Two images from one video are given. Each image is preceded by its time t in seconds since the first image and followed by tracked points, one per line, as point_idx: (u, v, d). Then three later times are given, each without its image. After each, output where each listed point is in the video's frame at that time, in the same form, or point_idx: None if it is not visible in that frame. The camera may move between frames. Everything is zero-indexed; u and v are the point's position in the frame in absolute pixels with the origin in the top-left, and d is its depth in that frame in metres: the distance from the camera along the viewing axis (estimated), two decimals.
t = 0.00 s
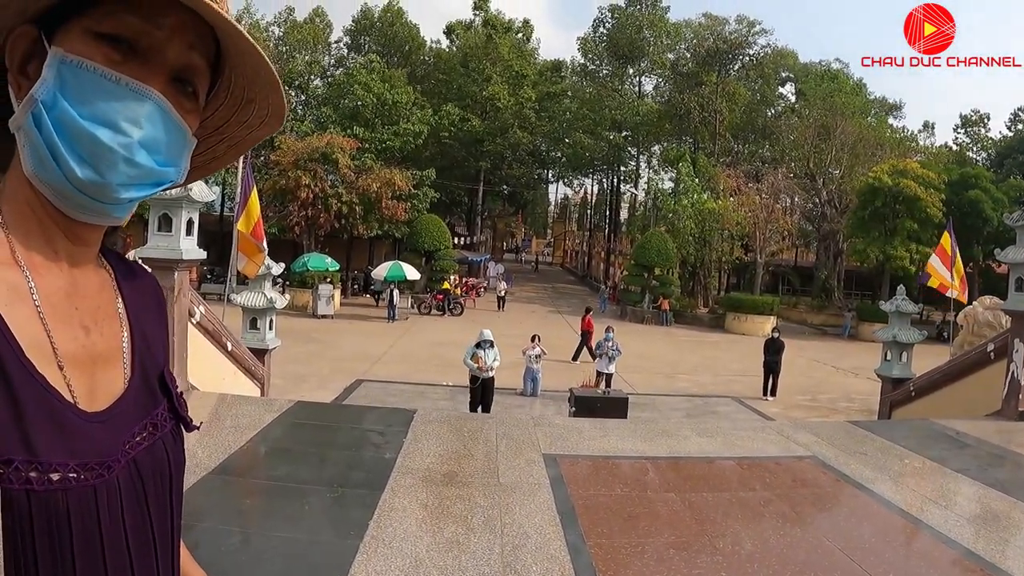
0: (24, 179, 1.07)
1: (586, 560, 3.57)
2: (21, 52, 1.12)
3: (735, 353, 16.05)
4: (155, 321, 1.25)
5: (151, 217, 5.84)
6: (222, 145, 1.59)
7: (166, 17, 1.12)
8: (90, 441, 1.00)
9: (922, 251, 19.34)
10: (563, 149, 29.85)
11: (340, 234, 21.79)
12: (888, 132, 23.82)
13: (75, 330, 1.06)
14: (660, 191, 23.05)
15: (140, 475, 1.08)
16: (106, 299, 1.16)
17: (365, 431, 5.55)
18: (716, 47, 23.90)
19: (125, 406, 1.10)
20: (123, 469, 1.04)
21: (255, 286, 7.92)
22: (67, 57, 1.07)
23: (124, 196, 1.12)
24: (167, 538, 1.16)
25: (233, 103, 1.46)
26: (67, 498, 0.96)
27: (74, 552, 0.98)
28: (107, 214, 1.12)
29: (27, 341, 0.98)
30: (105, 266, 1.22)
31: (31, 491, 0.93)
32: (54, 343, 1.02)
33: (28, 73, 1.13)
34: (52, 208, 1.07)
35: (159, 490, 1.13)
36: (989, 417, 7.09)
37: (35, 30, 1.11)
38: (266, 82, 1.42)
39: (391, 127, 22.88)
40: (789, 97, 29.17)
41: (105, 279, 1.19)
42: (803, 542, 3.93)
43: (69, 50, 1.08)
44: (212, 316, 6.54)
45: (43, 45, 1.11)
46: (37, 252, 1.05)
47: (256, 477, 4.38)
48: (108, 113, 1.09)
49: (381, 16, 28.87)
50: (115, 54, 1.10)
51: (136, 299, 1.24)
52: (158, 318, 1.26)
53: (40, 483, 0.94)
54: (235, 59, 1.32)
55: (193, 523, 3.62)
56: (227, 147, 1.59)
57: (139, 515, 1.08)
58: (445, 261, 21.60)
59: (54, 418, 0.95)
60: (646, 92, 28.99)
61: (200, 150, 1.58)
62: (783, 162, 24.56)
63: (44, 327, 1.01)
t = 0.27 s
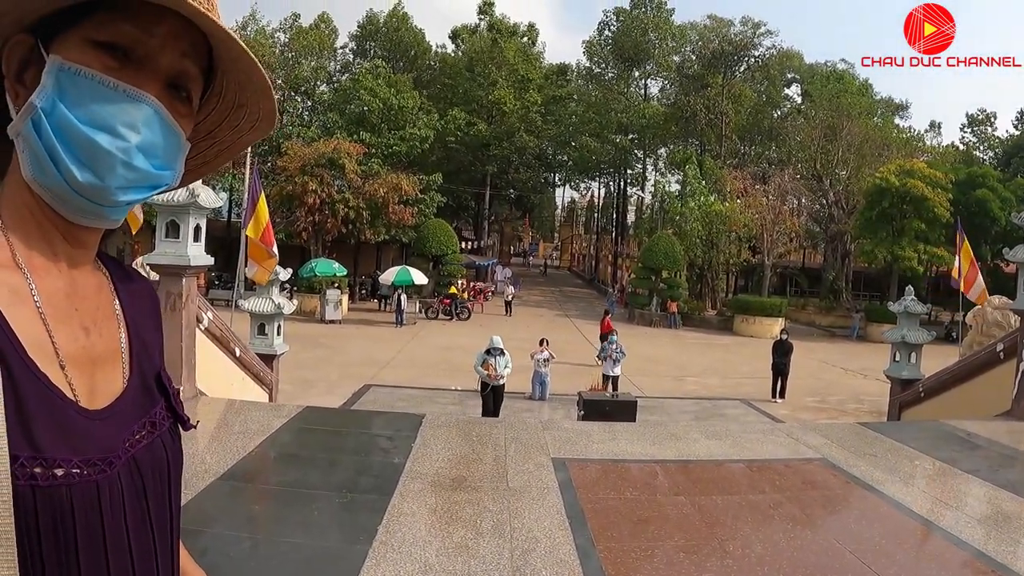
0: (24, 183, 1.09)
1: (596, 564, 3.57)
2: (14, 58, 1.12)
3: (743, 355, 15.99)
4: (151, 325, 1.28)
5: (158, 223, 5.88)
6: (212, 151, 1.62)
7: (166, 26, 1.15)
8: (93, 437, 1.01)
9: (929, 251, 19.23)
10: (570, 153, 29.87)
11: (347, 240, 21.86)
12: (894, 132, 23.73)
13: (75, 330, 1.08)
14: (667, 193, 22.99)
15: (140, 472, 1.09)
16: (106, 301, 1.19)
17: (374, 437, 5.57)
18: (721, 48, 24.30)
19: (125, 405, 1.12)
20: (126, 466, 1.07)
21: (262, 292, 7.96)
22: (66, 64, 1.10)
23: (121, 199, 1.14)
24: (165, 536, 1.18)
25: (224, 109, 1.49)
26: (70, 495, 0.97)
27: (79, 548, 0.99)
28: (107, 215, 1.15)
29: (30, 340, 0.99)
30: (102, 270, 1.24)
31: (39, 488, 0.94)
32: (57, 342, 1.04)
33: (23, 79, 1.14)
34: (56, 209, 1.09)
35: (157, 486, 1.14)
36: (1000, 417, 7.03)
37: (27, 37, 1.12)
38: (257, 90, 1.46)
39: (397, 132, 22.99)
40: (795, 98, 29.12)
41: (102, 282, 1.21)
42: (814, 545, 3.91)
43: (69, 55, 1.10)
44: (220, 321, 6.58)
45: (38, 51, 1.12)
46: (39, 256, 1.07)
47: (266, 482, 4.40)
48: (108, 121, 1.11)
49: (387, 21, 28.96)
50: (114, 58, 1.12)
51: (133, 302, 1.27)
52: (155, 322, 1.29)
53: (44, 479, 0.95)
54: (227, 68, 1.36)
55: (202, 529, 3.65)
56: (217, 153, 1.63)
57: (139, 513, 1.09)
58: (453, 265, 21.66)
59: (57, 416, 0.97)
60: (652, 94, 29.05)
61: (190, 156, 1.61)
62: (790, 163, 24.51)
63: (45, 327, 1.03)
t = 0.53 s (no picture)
0: (37, 194, 1.13)
1: (611, 569, 3.57)
2: (24, 75, 1.17)
3: (757, 359, 15.91)
4: (157, 329, 1.32)
5: (171, 233, 5.96)
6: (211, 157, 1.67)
7: (170, 38, 1.20)
8: (108, 436, 1.05)
9: (943, 251, 19.05)
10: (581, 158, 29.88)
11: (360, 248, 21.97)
12: (906, 132, 23.55)
13: (89, 335, 1.12)
14: (679, 197, 22.94)
15: (154, 471, 1.13)
16: (115, 306, 1.23)
17: (389, 444, 5.61)
18: (732, 48, 25.09)
19: (137, 407, 1.15)
20: (142, 465, 1.10)
21: (275, 301, 8.02)
22: (75, 80, 1.14)
23: (133, 204, 1.18)
24: (179, 534, 1.22)
25: (225, 116, 1.54)
26: (90, 493, 1.00)
27: (99, 545, 1.02)
28: (117, 223, 1.19)
29: (47, 343, 1.03)
30: (109, 277, 1.28)
31: (61, 488, 0.97)
32: (73, 346, 1.08)
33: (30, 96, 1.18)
34: (70, 218, 1.14)
35: (171, 484, 1.18)
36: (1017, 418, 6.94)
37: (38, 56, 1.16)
38: (257, 98, 1.51)
39: (408, 139, 23.14)
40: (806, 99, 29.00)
41: (111, 289, 1.25)
42: (830, 549, 3.89)
43: (77, 69, 1.14)
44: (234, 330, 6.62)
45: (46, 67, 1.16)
46: (52, 265, 1.11)
47: (282, 490, 4.45)
48: (118, 132, 1.15)
49: (396, 29, 29.12)
50: (123, 70, 1.17)
51: (140, 308, 1.31)
52: (161, 327, 1.33)
53: (65, 477, 0.98)
54: (229, 76, 1.41)
55: (219, 536, 3.69)
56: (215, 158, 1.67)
57: (155, 510, 1.13)
58: (465, 272, 21.74)
59: (76, 418, 1.00)
60: (662, 98, 29.08)
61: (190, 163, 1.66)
62: (801, 165, 24.38)
63: (61, 331, 1.07)
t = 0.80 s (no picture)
0: (60, 207, 1.19)
1: None
2: (46, 96, 1.23)
3: (774, 363, 15.81)
4: (177, 337, 1.37)
5: (186, 245, 6.07)
6: (226, 172, 1.73)
7: (183, 59, 1.25)
8: (126, 436, 1.09)
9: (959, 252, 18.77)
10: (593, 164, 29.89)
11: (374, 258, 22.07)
12: (920, 132, 23.34)
13: (108, 341, 1.17)
14: (693, 202, 22.87)
15: (169, 470, 1.17)
16: (135, 315, 1.29)
17: (406, 452, 5.65)
18: (741, 53, 24.22)
19: (155, 409, 1.20)
20: (158, 465, 1.15)
21: (291, 311, 8.10)
22: (92, 98, 1.20)
23: (150, 216, 1.23)
24: (194, 534, 1.25)
25: (238, 132, 1.59)
26: (108, 489, 1.05)
27: (115, 541, 1.06)
28: (135, 235, 1.25)
29: (68, 347, 1.08)
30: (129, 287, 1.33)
31: (80, 483, 1.02)
32: (93, 351, 1.13)
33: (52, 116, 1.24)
34: (89, 228, 1.19)
35: (186, 484, 1.22)
36: None
37: (60, 78, 1.23)
38: (268, 115, 1.56)
39: (421, 149, 23.31)
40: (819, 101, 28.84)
41: (131, 298, 1.31)
42: (850, 553, 3.86)
43: (96, 90, 1.20)
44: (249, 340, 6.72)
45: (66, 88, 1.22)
46: (73, 275, 1.17)
47: (299, 500, 4.50)
48: (133, 147, 1.21)
49: (407, 39, 29.26)
50: (137, 90, 1.23)
51: (159, 316, 1.36)
52: (180, 336, 1.38)
53: (82, 473, 1.02)
54: (242, 95, 1.46)
55: (237, 547, 3.74)
56: (231, 174, 1.74)
57: (171, 510, 1.17)
58: (480, 280, 21.82)
59: (96, 417, 1.05)
60: (675, 103, 29.18)
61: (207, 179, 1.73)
62: (814, 167, 24.23)
63: (81, 337, 1.12)
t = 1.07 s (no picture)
0: (75, 215, 1.23)
1: None
2: (59, 111, 1.27)
3: (785, 365, 15.73)
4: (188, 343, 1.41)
5: (196, 253, 6.14)
6: (231, 182, 1.77)
7: (188, 72, 1.29)
8: (135, 432, 1.13)
9: (970, 253, 18.62)
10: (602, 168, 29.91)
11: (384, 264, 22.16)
12: (929, 132, 23.21)
13: (120, 344, 1.21)
14: (702, 205, 22.79)
15: (178, 468, 1.20)
16: (146, 319, 1.32)
17: (417, 458, 5.68)
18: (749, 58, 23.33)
19: (164, 409, 1.23)
20: (167, 464, 1.18)
21: (302, 318, 8.16)
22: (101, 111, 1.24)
23: (160, 221, 1.26)
24: (202, 532, 1.28)
25: (242, 143, 1.62)
26: (116, 485, 1.08)
27: (122, 533, 1.09)
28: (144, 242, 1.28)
29: (78, 347, 1.12)
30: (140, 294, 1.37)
31: (90, 477, 1.05)
32: (104, 353, 1.17)
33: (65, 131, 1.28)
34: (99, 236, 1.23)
35: (195, 483, 1.25)
36: None
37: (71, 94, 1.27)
38: (271, 125, 1.59)
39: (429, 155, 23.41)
40: (827, 102, 28.76)
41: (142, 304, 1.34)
42: (864, 555, 3.85)
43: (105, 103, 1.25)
44: (260, 348, 6.77)
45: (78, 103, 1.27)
46: (85, 280, 1.20)
47: (311, 506, 4.54)
48: (140, 157, 1.24)
49: (415, 45, 29.23)
50: (144, 102, 1.27)
51: (169, 323, 1.39)
52: (191, 343, 1.41)
53: (89, 465, 1.05)
54: (249, 107, 1.50)
55: (250, 553, 3.78)
56: (235, 183, 1.78)
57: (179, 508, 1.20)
58: (489, 285, 21.87)
59: (104, 413, 1.08)
60: (683, 106, 29.18)
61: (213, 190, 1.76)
62: (823, 168, 24.15)
63: (91, 339, 1.15)
